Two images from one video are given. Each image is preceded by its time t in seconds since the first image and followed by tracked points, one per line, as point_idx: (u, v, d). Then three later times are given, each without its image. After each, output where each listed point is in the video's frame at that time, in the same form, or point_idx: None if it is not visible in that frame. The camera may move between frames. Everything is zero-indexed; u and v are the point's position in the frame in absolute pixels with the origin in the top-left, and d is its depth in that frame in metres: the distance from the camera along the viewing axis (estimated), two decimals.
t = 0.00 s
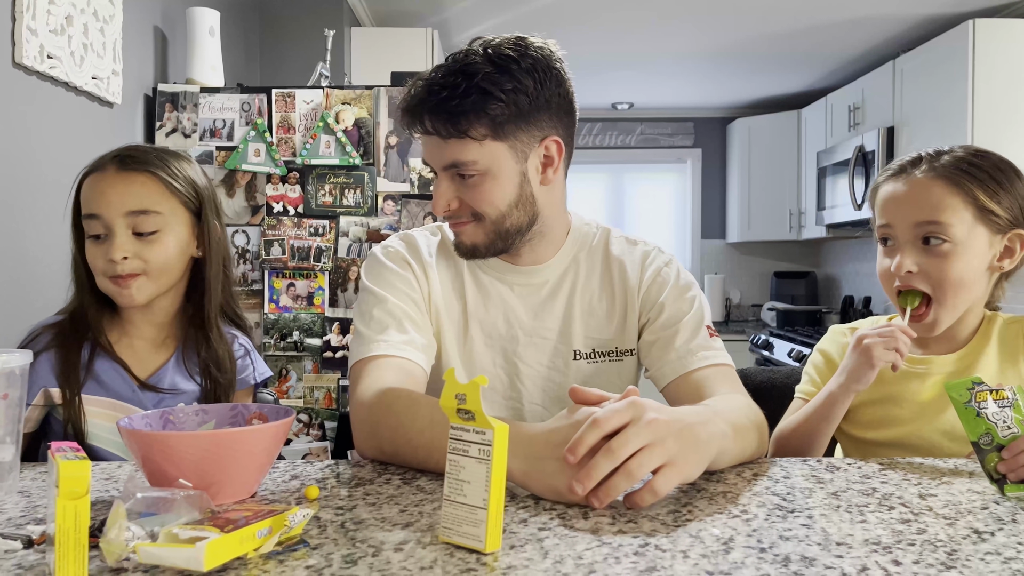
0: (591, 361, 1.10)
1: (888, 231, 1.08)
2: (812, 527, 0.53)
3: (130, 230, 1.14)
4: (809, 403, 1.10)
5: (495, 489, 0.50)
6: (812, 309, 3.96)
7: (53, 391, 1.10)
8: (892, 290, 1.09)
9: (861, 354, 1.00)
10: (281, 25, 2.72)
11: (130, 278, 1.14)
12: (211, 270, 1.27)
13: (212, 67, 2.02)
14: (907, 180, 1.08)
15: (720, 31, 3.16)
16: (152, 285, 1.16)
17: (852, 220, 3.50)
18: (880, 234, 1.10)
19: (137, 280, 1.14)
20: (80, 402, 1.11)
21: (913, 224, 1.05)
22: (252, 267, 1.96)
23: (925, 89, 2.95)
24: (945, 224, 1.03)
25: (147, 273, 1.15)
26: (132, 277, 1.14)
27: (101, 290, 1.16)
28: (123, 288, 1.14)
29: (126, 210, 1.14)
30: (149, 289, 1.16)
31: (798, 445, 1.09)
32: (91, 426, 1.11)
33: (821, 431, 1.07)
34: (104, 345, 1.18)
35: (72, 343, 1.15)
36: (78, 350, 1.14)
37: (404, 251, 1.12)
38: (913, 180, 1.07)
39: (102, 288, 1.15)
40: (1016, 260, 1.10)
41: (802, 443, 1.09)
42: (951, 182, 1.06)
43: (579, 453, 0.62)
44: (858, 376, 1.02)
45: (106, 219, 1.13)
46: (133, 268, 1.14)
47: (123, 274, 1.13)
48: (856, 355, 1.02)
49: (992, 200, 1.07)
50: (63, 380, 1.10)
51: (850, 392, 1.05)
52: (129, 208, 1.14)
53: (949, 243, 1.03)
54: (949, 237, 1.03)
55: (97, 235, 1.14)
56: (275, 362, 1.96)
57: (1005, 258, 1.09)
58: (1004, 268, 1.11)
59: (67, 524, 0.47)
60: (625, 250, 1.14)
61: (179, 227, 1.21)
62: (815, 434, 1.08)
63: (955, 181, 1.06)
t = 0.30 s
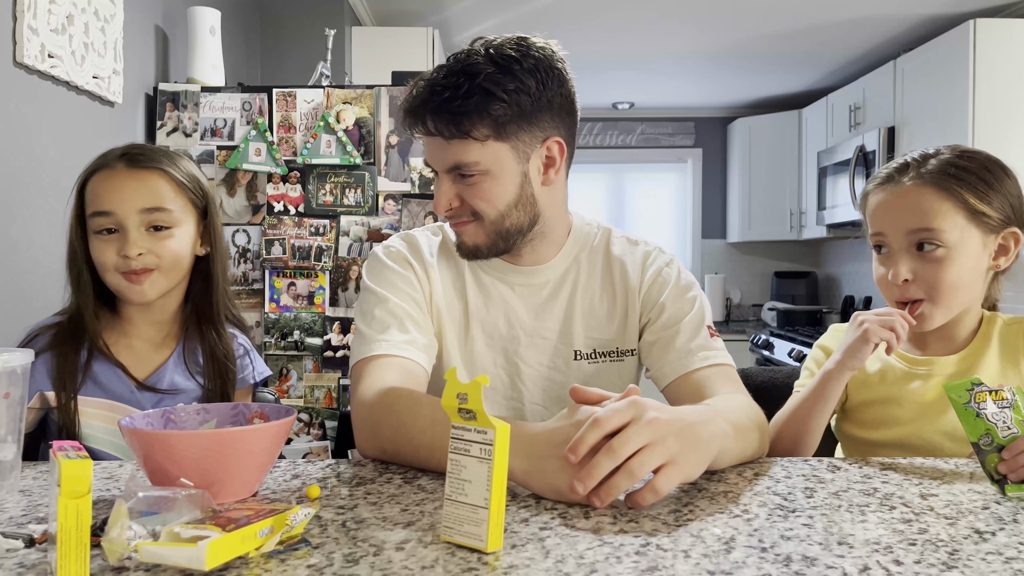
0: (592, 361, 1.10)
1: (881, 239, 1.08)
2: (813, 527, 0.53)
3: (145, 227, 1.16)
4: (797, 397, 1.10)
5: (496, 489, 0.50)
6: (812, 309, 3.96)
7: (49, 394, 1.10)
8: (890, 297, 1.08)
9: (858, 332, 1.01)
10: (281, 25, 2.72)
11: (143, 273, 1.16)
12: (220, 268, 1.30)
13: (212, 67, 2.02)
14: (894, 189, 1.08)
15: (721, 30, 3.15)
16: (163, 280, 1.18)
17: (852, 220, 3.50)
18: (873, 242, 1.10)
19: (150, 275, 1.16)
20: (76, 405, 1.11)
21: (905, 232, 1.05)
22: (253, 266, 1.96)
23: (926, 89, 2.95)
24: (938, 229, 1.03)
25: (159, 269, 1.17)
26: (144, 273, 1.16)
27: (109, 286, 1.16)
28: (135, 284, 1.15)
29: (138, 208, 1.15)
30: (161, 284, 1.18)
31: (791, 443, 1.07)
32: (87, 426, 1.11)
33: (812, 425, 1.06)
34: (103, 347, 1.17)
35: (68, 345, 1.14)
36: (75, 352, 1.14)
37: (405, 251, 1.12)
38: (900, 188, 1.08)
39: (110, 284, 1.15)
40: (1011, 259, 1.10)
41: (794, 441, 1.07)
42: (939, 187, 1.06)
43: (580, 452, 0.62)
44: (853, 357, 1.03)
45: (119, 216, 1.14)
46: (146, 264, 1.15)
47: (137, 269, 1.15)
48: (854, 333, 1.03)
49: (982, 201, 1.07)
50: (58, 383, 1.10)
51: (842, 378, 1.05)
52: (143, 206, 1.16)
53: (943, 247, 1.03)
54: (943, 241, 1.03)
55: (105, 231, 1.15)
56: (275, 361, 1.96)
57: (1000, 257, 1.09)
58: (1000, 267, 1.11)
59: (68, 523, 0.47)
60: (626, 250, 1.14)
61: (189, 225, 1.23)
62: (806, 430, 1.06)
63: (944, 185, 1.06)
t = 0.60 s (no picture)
0: (591, 362, 1.10)
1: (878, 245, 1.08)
2: (814, 528, 0.53)
3: (150, 226, 1.16)
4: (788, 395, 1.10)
5: (496, 488, 0.50)
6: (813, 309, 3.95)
7: (50, 393, 1.10)
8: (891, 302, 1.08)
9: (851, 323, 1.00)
10: (282, 24, 2.72)
11: (150, 271, 1.16)
12: (223, 267, 1.31)
13: (212, 66, 2.02)
14: (886, 195, 1.08)
15: (721, 30, 3.15)
16: (169, 279, 1.18)
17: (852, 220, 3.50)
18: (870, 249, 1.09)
19: (156, 273, 1.16)
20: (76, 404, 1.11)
21: (901, 237, 1.05)
22: (253, 266, 1.96)
23: (926, 89, 2.94)
24: (934, 231, 1.03)
25: (163, 268, 1.17)
26: (149, 271, 1.16)
27: (112, 284, 1.16)
28: (139, 283, 1.15)
29: (146, 207, 1.16)
30: (166, 283, 1.18)
31: (785, 443, 1.07)
32: (87, 426, 1.11)
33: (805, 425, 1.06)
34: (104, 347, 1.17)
35: (70, 345, 1.14)
36: (76, 351, 1.14)
37: (405, 252, 1.12)
38: (893, 194, 1.08)
39: (115, 282, 1.15)
40: (1008, 256, 1.11)
41: (788, 439, 1.07)
42: (932, 190, 1.06)
43: (580, 452, 0.62)
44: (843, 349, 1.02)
45: (125, 215, 1.14)
46: (152, 262, 1.16)
47: (142, 267, 1.15)
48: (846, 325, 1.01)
49: (975, 200, 1.07)
50: (58, 382, 1.10)
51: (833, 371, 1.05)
52: (150, 205, 1.16)
53: (941, 248, 1.02)
54: (940, 243, 1.02)
55: (111, 230, 1.15)
56: (275, 361, 1.96)
57: (997, 254, 1.10)
58: (998, 264, 1.11)
59: (69, 523, 0.47)
60: (626, 250, 1.14)
61: (193, 225, 1.24)
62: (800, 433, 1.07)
63: (936, 188, 1.06)
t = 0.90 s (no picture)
0: (591, 364, 1.10)
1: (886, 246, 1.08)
2: (813, 529, 0.53)
3: (155, 225, 1.16)
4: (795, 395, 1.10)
5: (496, 489, 0.50)
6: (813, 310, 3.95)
7: (53, 392, 1.10)
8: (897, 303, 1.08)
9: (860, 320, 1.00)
10: (282, 25, 2.72)
11: (154, 271, 1.16)
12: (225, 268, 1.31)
13: (212, 67, 2.02)
14: (895, 196, 1.08)
15: (721, 31, 3.16)
16: (173, 279, 1.18)
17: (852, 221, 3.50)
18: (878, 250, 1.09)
19: (160, 272, 1.17)
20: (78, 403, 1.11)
21: (910, 237, 1.05)
22: (253, 267, 1.96)
23: (926, 90, 2.95)
24: (942, 232, 1.03)
25: (167, 266, 1.17)
26: (152, 270, 1.16)
27: (116, 283, 1.16)
28: (142, 281, 1.15)
29: (151, 207, 1.16)
30: (170, 282, 1.18)
31: (791, 443, 1.07)
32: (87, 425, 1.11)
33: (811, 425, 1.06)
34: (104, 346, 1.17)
35: (72, 343, 1.14)
36: (79, 350, 1.14)
37: (405, 253, 1.12)
38: (901, 195, 1.08)
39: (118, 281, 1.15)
40: (1016, 258, 1.11)
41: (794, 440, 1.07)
42: (940, 191, 1.06)
43: (579, 453, 0.62)
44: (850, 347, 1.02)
45: (130, 213, 1.15)
46: (156, 260, 1.16)
47: (146, 265, 1.15)
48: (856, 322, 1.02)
49: (983, 201, 1.07)
50: (62, 381, 1.10)
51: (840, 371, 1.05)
52: (155, 204, 1.16)
53: (949, 249, 1.02)
54: (949, 244, 1.03)
55: (115, 229, 1.15)
56: (275, 362, 1.96)
57: (1005, 256, 1.10)
58: (1005, 266, 1.11)
59: (68, 523, 0.47)
60: (626, 251, 1.14)
61: (197, 225, 1.24)
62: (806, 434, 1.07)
63: (944, 189, 1.06)
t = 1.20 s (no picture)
0: (590, 366, 1.10)
1: (890, 245, 1.08)
2: (811, 531, 0.53)
3: (170, 222, 1.17)
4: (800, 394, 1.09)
5: (494, 491, 0.50)
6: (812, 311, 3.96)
7: (46, 396, 1.10)
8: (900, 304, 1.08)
9: (875, 317, 0.95)
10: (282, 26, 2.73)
11: (168, 266, 1.16)
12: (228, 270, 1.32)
13: (212, 69, 2.02)
14: (901, 195, 1.08)
15: (720, 32, 3.16)
16: (186, 276, 1.19)
17: (852, 222, 3.50)
18: (882, 250, 1.09)
19: (174, 268, 1.17)
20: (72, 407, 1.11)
21: (916, 236, 1.05)
22: (253, 268, 1.96)
23: (926, 91, 2.95)
24: (947, 232, 1.03)
25: (181, 263, 1.18)
26: (167, 266, 1.16)
27: (128, 281, 1.15)
28: (157, 277, 1.16)
29: (171, 203, 1.17)
30: (183, 280, 1.19)
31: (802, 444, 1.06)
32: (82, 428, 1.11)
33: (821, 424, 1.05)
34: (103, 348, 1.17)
35: (69, 346, 1.14)
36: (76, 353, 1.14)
37: (404, 255, 1.12)
38: (907, 195, 1.08)
39: (131, 277, 1.15)
40: (1019, 262, 1.11)
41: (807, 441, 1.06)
42: (946, 191, 1.06)
43: (579, 455, 0.62)
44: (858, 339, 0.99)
45: (147, 208, 1.15)
46: (172, 256, 1.16)
47: (162, 261, 1.16)
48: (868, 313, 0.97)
49: (988, 203, 1.07)
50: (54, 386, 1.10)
51: (838, 362, 1.04)
52: (171, 201, 1.17)
53: (953, 249, 1.02)
54: (953, 244, 1.03)
55: (130, 225, 1.15)
56: (275, 363, 1.96)
57: (1009, 259, 1.10)
58: (1009, 269, 1.11)
59: (67, 525, 0.47)
60: (625, 253, 1.14)
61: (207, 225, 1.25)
62: (816, 433, 1.06)
63: (950, 189, 1.06)
